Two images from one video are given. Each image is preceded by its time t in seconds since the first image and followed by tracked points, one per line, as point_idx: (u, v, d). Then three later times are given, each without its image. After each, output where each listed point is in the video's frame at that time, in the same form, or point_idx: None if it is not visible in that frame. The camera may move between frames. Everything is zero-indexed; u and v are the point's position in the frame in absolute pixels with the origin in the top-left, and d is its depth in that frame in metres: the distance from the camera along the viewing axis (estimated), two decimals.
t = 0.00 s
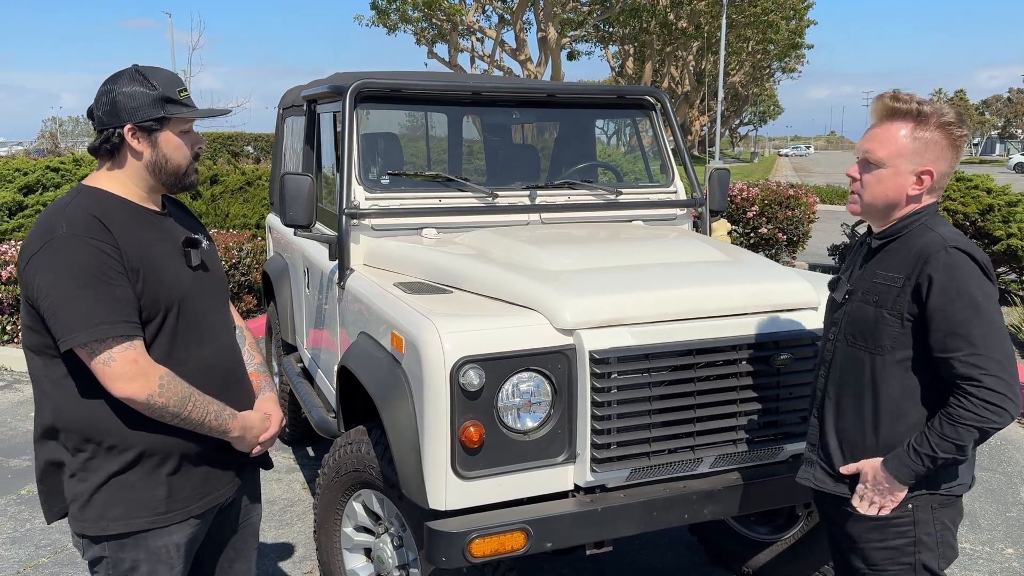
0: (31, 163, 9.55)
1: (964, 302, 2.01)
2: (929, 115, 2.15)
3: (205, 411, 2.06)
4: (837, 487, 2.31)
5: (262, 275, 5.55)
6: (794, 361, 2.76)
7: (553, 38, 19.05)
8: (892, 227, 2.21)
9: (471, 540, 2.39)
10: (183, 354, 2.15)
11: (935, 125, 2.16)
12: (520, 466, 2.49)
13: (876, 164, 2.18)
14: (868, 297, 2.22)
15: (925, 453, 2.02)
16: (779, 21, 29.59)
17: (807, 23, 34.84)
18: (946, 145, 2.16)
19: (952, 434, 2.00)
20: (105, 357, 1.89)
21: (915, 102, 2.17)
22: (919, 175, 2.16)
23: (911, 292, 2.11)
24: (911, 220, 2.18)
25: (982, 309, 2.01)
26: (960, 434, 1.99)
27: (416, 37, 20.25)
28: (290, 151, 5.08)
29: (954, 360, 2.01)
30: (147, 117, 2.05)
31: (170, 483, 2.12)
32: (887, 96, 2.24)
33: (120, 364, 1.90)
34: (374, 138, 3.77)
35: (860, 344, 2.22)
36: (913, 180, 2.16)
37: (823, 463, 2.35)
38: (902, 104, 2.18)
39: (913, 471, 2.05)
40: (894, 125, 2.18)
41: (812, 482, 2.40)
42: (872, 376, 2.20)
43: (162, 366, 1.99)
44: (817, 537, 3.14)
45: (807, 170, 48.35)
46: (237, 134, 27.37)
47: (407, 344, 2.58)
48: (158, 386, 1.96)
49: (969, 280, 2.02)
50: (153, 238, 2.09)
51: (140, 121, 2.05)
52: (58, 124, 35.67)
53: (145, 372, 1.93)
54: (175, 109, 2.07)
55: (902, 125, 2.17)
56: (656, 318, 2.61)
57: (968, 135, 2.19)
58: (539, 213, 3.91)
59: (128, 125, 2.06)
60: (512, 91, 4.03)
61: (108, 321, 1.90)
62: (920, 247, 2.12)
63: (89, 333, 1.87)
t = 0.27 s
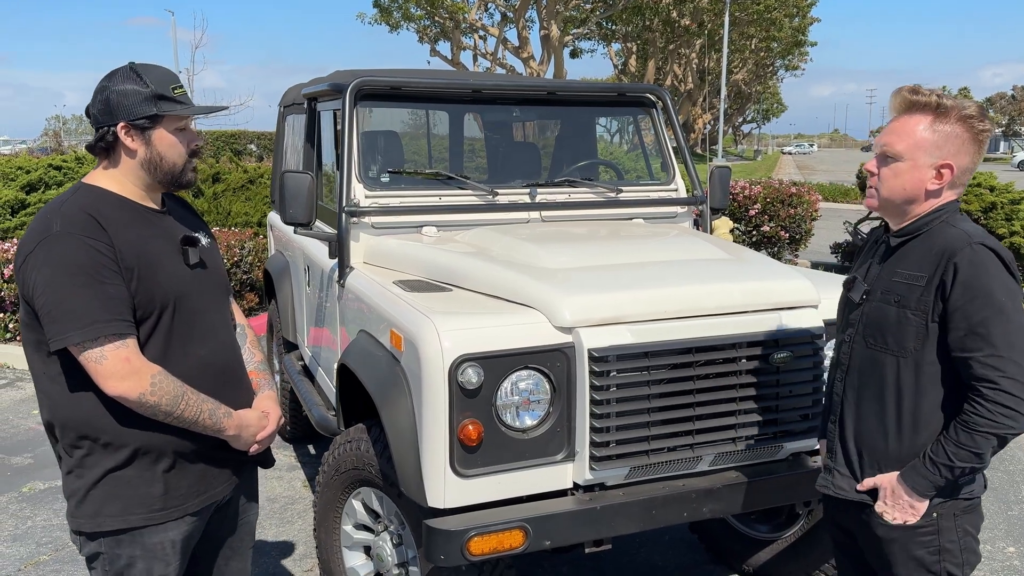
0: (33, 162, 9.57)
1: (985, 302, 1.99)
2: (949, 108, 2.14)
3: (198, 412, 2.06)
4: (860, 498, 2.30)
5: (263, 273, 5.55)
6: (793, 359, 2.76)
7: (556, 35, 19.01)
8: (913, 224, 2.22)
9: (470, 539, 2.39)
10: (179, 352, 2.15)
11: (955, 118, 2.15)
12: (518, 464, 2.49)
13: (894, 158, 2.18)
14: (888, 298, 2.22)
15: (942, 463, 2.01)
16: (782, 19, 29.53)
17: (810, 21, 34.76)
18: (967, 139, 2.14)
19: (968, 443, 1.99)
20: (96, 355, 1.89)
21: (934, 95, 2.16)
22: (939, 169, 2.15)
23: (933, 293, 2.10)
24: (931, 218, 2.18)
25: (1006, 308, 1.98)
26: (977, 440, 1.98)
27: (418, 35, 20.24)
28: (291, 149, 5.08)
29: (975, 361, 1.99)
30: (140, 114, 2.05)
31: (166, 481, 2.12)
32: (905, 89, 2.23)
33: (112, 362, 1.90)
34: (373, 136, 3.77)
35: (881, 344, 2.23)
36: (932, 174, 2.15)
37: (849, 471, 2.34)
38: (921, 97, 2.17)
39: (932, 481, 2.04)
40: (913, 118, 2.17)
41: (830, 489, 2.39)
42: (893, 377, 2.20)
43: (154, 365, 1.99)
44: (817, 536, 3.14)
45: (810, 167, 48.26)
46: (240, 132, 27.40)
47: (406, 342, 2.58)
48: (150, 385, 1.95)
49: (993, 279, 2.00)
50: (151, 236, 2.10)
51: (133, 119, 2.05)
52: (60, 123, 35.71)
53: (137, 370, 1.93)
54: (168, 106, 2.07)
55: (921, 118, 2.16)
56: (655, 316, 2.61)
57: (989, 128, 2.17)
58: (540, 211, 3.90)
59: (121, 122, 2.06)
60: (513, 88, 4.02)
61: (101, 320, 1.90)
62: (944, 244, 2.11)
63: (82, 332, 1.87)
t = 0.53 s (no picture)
0: (34, 160, 9.57)
1: (1001, 315, 2.00)
2: (972, 107, 2.11)
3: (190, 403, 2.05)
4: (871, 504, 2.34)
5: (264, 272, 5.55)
6: (794, 356, 2.75)
7: (557, 33, 18.99)
8: (934, 226, 2.19)
9: (468, 536, 2.38)
10: (176, 348, 2.15)
11: (979, 117, 2.11)
12: (517, 462, 2.49)
13: (915, 159, 2.15)
14: (907, 303, 2.21)
15: (945, 492, 2.03)
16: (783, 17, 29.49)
17: (812, 18, 34.70)
18: (992, 138, 2.12)
19: (968, 469, 2.01)
20: (88, 351, 1.89)
21: (958, 92, 2.12)
22: (962, 170, 2.13)
23: (954, 300, 2.09)
24: (954, 221, 2.17)
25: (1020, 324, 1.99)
26: (978, 465, 2.00)
27: (419, 33, 20.23)
28: (290, 147, 5.08)
29: (978, 373, 2.02)
30: (137, 113, 2.04)
31: (161, 478, 2.11)
32: (927, 85, 2.19)
33: (103, 358, 1.89)
34: (373, 134, 3.77)
35: (900, 349, 2.21)
36: (954, 175, 2.13)
37: (864, 479, 2.35)
38: (944, 94, 2.14)
39: (939, 510, 2.06)
40: (936, 117, 2.14)
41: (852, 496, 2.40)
42: (911, 384, 2.19)
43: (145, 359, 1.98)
44: (817, 533, 3.13)
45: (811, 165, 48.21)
46: (241, 130, 27.40)
47: (405, 339, 2.57)
48: (140, 379, 1.94)
49: (1011, 292, 2.00)
50: (150, 234, 2.09)
51: (130, 118, 2.05)
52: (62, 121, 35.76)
53: (129, 365, 1.92)
54: (165, 106, 2.05)
55: (944, 117, 2.13)
56: (654, 314, 2.60)
57: (1013, 127, 2.15)
58: (539, 209, 3.90)
59: (117, 121, 2.06)
60: (512, 86, 4.00)
61: (96, 316, 1.89)
62: (969, 250, 2.10)
63: (78, 325, 1.87)
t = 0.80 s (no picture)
0: (32, 159, 9.55)
1: (1010, 317, 1.98)
2: (979, 106, 2.11)
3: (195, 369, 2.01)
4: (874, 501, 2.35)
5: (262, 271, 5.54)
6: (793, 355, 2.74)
7: (556, 32, 18.95)
8: (936, 225, 2.20)
9: (468, 536, 2.38)
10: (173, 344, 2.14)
11: (985, 117, 2.11)
12: (515, 461, 2.48)
13: (918, 155, 2.15)
14: (907, 303, 2.21)
15: (952, 486, 2.02)
16: (783, 15, 29.47)
17: (811, 17, 34.69)
18: (997, 139, 2.11)
19: (981, 466, 1.99)
20: (81, 346, 1.88)
21: (965, 90, 2.11)
22: (965, 170, 2.12)
23: (956, 300, 2.09)
24: (956, 221, 2.16)
25: None
26: (990, 464, 1.99)
27: (419, 31, 20.20)
28: (289, 146, 5.07)
29: (993, 377, 1.99)
30: (134, 116, 2.03)
31: (158, 477, 2.10)
32: (937, 82, 2.19)
33: (97, 352, 1.88)
34: (372, 132, 3.75)
35: (900, 350, 2.22)
36: (956, 175, 2.12)
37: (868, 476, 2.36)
38: (951, 92, 2.13)
39: (944, 504, 2.05)
40: (942, 114, 2.14)
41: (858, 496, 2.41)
42: (912, 384, 2.19)
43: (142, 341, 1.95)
44: (817, 533, 3.13)
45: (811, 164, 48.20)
46: (240, 129, 27.39)
47: (404, 338, 2.57)
48: (137, 363, 1.91)
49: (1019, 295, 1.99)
50: (147, 232, 2.09)
51: (127, 120, 2.04)
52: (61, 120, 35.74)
53: (124, 355, 1.90)
54: (164, 110, 2.03)
55: (948, 115, 2.13)
56: (653, 313, 2.59)
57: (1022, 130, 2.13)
58: (539, 207, 3.89)
59: (116, 122, 2.05)
60: (511, 84, 4.00)
61: (92, 309, 1.87)
62: (973, 251, 2.09)
63: (76, 319, 1.85)
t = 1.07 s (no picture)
0: (30, 158, 9.53)
1: (993, 310, 1.99)
2: (966, 104, 2.10)
3: (204, 369, 2.02)
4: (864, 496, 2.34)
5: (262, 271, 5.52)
6: (796, 355, 2.73)
7: (555, 31, 18.93)
8: (926, 223, 2.19)
9: (470, 537, 2.36)
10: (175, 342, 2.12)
11: (973, 114, 2.10)
12: (518, 462, 2.47)
13: (908, 155, 2.14)
14: (895, 298, 2.22)
15: (936, 477, 2.03)
16: (781, 14, 29.47)
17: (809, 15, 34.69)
18: (985, 137, 2.11)
19: (964, 457, 2.00)
20: (89, 344, 1.87)
21: (952, 89, 2.11)
22: (955, 168, 2.12)
23: (942, 295, 2.10)
24: (946, 218, 2.15)
25: (1014, 319, 1.98)
26: (973, 455, 1.99)
27: (417, 31, 20.18)
28: (288, 145, 5.05)
29: (977, 370, 2.00)
30: (144, 116, 2.01)
31: (161, 478, 2.09)
32: (924, 81, 2.18)
33: (104, 352, 1.87)
34: (372, 131, 3.74)
35: (888, 345, 2.22)
36: (947, 173, 2.12)
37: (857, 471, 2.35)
38: (938, 91, 2.13)
39: (928, 495, 2.06)
40: (930, 114, 2.13)
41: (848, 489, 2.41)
42: (899, 378, 2.20)
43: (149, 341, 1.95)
44: (819, 533, 3.12)
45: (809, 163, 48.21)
46: (239, 129, 27.36)
47: (405, 339, 2.55)
48: (145, 363, 1.90)
49: (1002, 288, 1.99)
50: (148, 231, 2.07)
51: (137, 120, 2.02)
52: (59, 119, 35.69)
53: (130, 356, 1.89)
54: (174, 111, 2.02)
55: (936, 115, 2.12)
56: (655, 312, 2.58)
57: (1009, 125, 2.13)
58: (539, 207, 3.88)
59: (125, 121, 2.02)
60: (511, 83, 3.99)
61: (97, 308, 1.86)
62: (959, 246, 2.10)
63: (81, 319, 1.85)
